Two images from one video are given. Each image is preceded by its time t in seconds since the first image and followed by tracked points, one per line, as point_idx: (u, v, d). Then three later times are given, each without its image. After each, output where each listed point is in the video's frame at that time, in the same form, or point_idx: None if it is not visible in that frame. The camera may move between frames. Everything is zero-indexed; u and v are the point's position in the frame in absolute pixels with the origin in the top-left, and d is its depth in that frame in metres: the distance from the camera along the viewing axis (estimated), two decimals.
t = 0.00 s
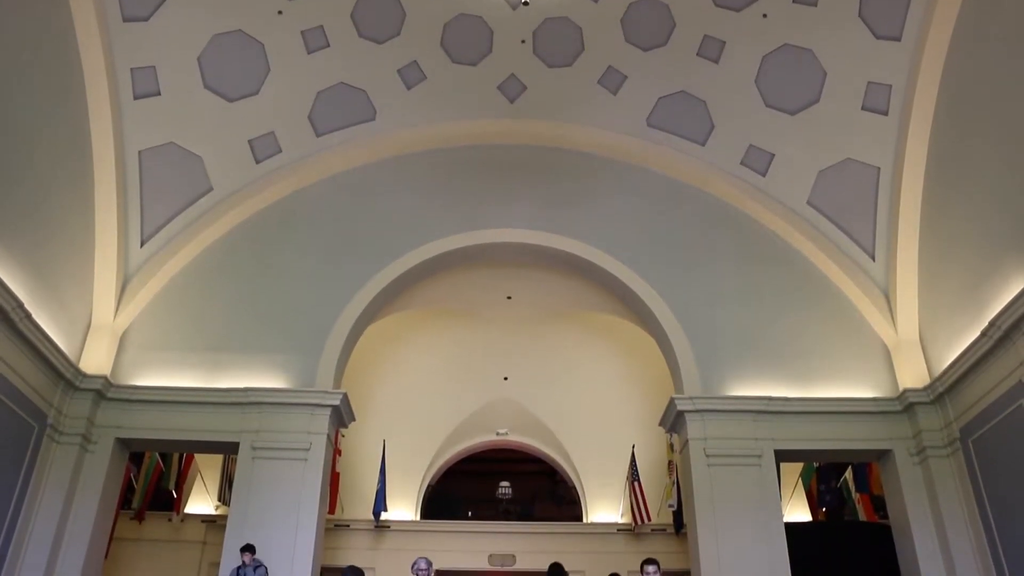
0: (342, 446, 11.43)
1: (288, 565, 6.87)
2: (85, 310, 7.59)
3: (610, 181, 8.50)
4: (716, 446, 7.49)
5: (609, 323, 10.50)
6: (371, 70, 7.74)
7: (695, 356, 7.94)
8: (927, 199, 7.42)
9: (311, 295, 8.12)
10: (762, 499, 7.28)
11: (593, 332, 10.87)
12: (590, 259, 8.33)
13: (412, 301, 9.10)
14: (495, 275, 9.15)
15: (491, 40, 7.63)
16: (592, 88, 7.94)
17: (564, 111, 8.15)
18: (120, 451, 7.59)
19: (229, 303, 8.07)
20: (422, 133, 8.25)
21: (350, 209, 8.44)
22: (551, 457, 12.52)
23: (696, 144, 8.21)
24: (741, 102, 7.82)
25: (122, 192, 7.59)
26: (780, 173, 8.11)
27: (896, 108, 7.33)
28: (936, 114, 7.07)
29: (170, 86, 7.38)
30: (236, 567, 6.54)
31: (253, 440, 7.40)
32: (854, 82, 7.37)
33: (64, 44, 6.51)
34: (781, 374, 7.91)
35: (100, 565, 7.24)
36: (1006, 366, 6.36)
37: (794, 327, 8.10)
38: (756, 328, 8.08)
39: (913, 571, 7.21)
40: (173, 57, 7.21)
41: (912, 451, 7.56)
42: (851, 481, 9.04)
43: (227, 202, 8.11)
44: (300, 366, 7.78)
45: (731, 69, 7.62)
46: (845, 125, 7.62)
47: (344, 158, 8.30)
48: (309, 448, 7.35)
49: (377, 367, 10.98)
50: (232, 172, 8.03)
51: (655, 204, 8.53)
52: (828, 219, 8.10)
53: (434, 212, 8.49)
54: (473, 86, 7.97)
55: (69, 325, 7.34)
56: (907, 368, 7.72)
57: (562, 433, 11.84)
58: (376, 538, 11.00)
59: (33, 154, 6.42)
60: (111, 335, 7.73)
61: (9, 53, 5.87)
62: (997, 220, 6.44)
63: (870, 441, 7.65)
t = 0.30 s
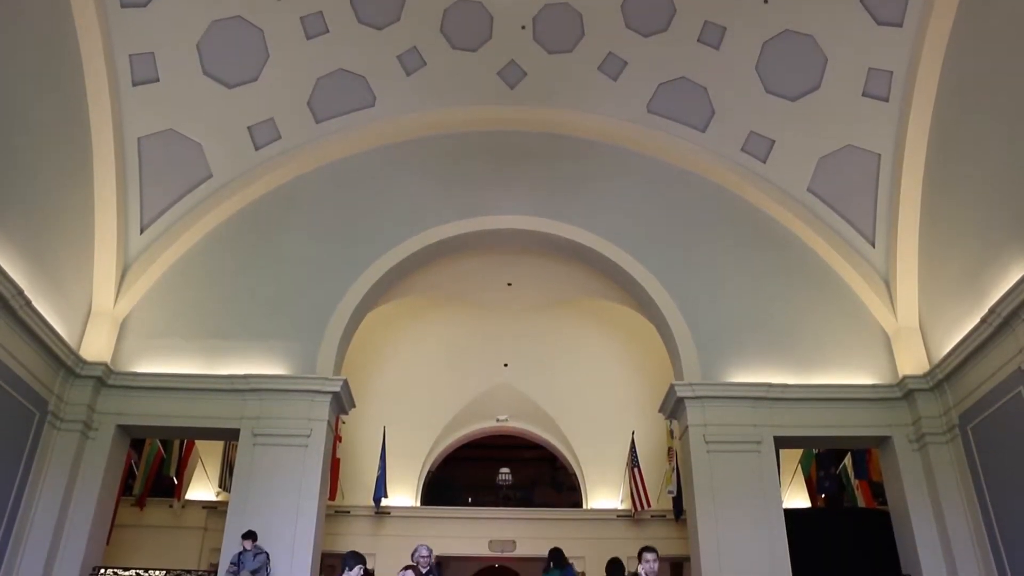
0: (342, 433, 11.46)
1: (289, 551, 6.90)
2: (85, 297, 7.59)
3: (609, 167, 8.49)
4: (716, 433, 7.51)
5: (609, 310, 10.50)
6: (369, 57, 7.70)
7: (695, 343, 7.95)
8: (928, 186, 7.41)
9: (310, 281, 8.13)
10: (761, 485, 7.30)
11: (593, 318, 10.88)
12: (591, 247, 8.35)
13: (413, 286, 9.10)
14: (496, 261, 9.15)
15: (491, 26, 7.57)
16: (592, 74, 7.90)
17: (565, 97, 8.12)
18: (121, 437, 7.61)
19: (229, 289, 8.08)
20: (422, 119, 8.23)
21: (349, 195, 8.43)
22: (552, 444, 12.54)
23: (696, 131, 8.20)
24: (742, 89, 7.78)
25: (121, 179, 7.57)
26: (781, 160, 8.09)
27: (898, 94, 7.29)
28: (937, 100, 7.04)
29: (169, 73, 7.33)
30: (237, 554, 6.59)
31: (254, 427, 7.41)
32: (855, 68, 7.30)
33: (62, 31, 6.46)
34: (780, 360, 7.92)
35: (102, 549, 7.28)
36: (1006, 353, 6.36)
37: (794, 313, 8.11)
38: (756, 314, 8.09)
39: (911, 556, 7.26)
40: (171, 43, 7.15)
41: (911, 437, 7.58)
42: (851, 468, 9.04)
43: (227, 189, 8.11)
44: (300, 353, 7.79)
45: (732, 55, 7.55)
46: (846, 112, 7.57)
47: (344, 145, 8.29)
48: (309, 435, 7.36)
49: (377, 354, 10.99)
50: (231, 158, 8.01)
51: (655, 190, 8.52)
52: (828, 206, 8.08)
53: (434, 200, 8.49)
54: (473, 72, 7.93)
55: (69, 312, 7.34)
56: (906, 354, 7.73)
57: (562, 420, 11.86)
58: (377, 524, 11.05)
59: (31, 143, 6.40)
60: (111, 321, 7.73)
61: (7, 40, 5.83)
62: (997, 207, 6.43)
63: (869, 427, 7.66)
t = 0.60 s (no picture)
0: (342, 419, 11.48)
1: (289, 536, 6.92)
2: (85, 284, 7.59)
3: (609, 153, 8.48)
4: (716, 419, 7.52)
5: (608, 296, 10.51)
6: (368, 42, 7.66)
7: (695, 329, 7.95)
8: (929, 172, 7.39)
9: (310, 267, 8.13)
10: (760, 471, 7.32)
11: (592, 305, 10.88)
12: (591, 233, 8.33)
13: (413, 273, 9.10)
14: (496, 248, 9.15)
15: (491, 11, 7.55)
16: (593, 59, 7.88)
17: (565, 83, 8.10)
18: (121, 423, 7.62)
19: (229, 276, 8.08)
20: (421, 105, 8.21)
21: (349, 181, 8.42)
22: (552, 431, 12.58)
23: (696, 116, 8.17)
24: (742, 75, 7.75)
25: (120, 165, 7.56)
26: (781, 146, 8.07)
27: (899, 80, 7.26)
28: (938, 85, 7.01)
29: (168, 60, 7.29)
30: (237, 541, 6.58)
31: (254, 413, 7.42)
32: (856, 54, 7.27)
33: (60, 17, 6.43)
34: (780, 346, 7.93)
35: (104, 535, 7.31)
36: (1005, 338, 6.36)
37: (795, 299, 8.11)
38: (755, 300, 8.09)
39: (910, 541, 7.28)
40: (169, 30, 7.11)
41: (910, 424, 7.59)
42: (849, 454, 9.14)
43: (226, 176, 8.09)
44: (300, 340, 7.80)
45: (734, 41, 7.52)
46: (847, 98, 7.54)
47: (343, 131, 8.28)
48: (309, 421, 7.38)
49: (377, 340, 11.01)
50: (231, 145, 7.99)
51: (655, 176, 8.51)
52: (828, 192, 8.07)
53: (433, 186, 8.47)
54: (472, 58, 7.91)
55: (69, 299, 7.34)
56: (906, 341, 7.74)
57: (562, 408, 11.88)
58: (377, 510, 11.07)
59: (30, 129, 6.38)
60: (111, 308, 7.74)
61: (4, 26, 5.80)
62: (998, 193, 6.43)
63: (868, 413, 7.67)
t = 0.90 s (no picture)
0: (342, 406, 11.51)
1: (290, 523, 6.95)
2: (85, 271, 7.59)
3: (610, 140, 8.46)
4: (715, 406, 7.53)
5: (609, 283, 10.53)
6: (367, 29, 7.62)
7: (695, 316, 7.96)
8: (930, 159, 7.38)
9: (310, 255, 8.13)
10: (760, 456, 7.34)
11: (593, 291, 10.90)
12: (591, 219, 8.33)
13: (413, 260, 9.10)
14: (496, 234, 9.15)
15: None
16: (593, 46, 7.84)
17: (565, 70, 8.07)
18: (122, 410, 7.64)
19: (229, 263, 8.08)
20: (421, 91, 8.19)
21: (349, 168, 8.41)
22: (552, 418, 12.61)
23: (696, 103, 8.15)
24: (743, 62, 7.71)
25: (119, 153, 7.55)
26: (782, 133, 8.05)
27: (900, 67, 7.23)
28: (939, 72, 6.99)
29: (168, 46, 7.25)
30: (238, 527, 6.60)
31: (254, 400, 7.44)
32: (857, 41, 7.23)
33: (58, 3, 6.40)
34: (780, 333, 7.94)
35: (106, 522, 7.34)
36: (1006, 326, 6.36)
37: (795, 287, 8.11)
38: (755, 287, 8.09)
39: (909, 527, 7.31)
40: (167, 17, 7.06)
41: (910, 411, 7.61)
42: (849, 441, 9.18)
43: (226, 163, 8.08)
44: (300, 327, 7.80)
45: (735, 27, 7.48)
46: (847, 85, 7.50)
47: (343, 118, 8.27)
48: (310, 408, 7.39)
49: (377, 327, 11.04)
50: (230, 132, 7.97)
51: (655, 164, 8.50)
52: (829, 179, 8.06)
53: (434, 173, 8.46)
54: (472, 44, 7.88)
55: (69, 286, 7.35)
56: (906, 328, 7.76)
57: (563, 396, 11.90)
58: (377, 496, 11.11)
59: (29, 117, 6.36)
60: (111, 295, 7.74)
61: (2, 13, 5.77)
62: (999, 180, 6.42)
63: (868, 400, 7.69)
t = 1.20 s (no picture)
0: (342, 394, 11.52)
1: (291, 509, 6.97)
2: (84, 259, 7.59)
3: (609, 127, 8.44)
4: (715, 393, 7.54)
5: (609, 270, 10.56)
6: (367, 17, 7.56)
7: (695, 303, 7.96)
8: (931, 146, 7.36)
9: (310, 242, 8.13)
10: (759, 443, 7.36)
11: (593, 276, 10.93)
12: (591, 207, 8.33)
13: (413, 246, 9.10)
14: (496, 221, 9.14)
15: None
16: (593, 33, 7.80)
17: (564, 56, 8.04)
18: (123, 398, 7.65)
19: (229, 250, 8.08)
20: (420, 78, 8.16)
21: (348, 156, 8.39)
22: (551, 404, 12.64)
23: (698, 90, 8.12)
24: (745, 49, 7.65)
25: (118, 141, 7.53)
26: (782, 120, 8.02)
27: (901, 54, 7.19)
28: (941, 59, 6.96)
29: (167, 33, 7.20)
30: (240, 514, 6.62)
31: (255, 388, 7.45)
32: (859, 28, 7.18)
33: None
34: (780, 320, 7.95)
35: (107, 508, 7.37)
36: (1006, 314, 6.35)
37: (795, 274, 8.11)
38: (755, 275, 8.09)
39: (907, 513, 7.34)
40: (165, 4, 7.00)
41: (909, 398, 7.62)
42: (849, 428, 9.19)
43: (225, 151, 8.06)
44: (300, 314, 7.81)
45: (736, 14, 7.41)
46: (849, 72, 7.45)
47: (342, 105, 8.25)
48: (310, 396, 7.40)
49: (378, 314, 11.06)
50: (229, 120, 7.94)
51: (654, 151, 8.48)
52: (829, 167, 8.04)
53: (433, 160, 8.45)
54: (471, 31, 7.84)
55: (69, 273, 7.35)
56: (905, 315, 7.77)
57: (563, 383, 11.91)
58: (377, 483, 11.14)
59: (28, 105, 6.34)
60: (110, 283, 7.74)
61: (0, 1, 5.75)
62: (1000, 168, 6.40)
63: (867, 387, 7.70)
